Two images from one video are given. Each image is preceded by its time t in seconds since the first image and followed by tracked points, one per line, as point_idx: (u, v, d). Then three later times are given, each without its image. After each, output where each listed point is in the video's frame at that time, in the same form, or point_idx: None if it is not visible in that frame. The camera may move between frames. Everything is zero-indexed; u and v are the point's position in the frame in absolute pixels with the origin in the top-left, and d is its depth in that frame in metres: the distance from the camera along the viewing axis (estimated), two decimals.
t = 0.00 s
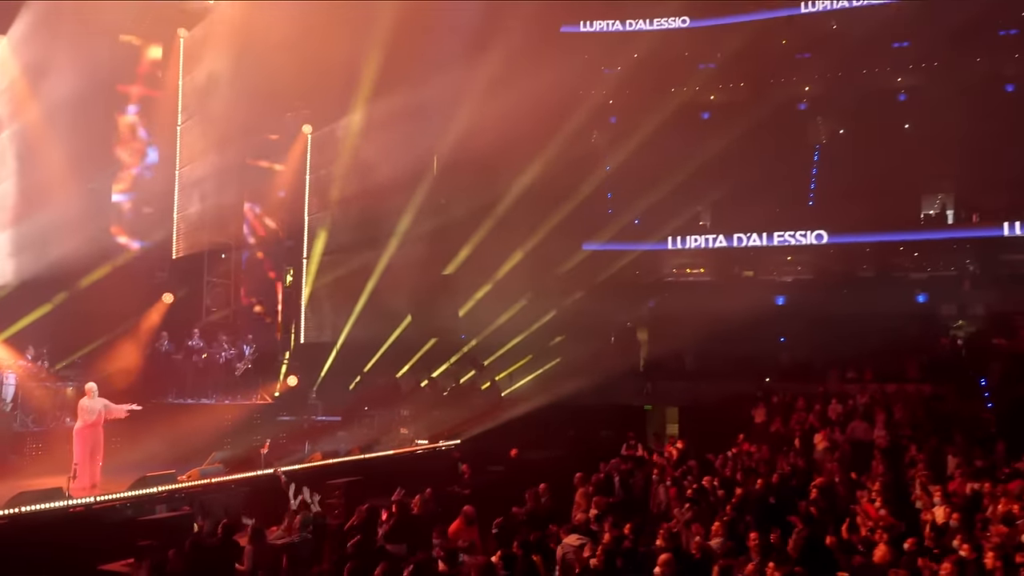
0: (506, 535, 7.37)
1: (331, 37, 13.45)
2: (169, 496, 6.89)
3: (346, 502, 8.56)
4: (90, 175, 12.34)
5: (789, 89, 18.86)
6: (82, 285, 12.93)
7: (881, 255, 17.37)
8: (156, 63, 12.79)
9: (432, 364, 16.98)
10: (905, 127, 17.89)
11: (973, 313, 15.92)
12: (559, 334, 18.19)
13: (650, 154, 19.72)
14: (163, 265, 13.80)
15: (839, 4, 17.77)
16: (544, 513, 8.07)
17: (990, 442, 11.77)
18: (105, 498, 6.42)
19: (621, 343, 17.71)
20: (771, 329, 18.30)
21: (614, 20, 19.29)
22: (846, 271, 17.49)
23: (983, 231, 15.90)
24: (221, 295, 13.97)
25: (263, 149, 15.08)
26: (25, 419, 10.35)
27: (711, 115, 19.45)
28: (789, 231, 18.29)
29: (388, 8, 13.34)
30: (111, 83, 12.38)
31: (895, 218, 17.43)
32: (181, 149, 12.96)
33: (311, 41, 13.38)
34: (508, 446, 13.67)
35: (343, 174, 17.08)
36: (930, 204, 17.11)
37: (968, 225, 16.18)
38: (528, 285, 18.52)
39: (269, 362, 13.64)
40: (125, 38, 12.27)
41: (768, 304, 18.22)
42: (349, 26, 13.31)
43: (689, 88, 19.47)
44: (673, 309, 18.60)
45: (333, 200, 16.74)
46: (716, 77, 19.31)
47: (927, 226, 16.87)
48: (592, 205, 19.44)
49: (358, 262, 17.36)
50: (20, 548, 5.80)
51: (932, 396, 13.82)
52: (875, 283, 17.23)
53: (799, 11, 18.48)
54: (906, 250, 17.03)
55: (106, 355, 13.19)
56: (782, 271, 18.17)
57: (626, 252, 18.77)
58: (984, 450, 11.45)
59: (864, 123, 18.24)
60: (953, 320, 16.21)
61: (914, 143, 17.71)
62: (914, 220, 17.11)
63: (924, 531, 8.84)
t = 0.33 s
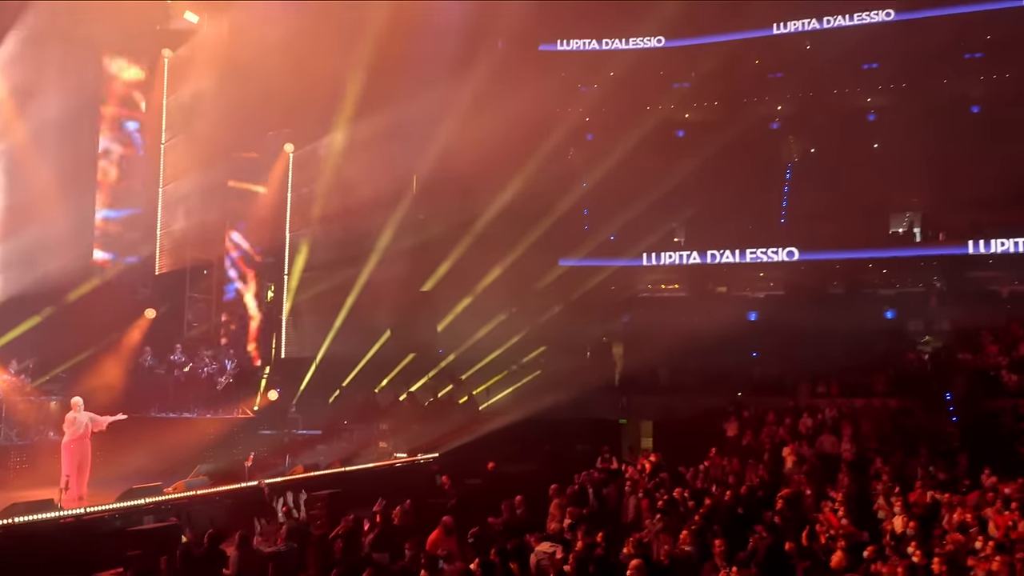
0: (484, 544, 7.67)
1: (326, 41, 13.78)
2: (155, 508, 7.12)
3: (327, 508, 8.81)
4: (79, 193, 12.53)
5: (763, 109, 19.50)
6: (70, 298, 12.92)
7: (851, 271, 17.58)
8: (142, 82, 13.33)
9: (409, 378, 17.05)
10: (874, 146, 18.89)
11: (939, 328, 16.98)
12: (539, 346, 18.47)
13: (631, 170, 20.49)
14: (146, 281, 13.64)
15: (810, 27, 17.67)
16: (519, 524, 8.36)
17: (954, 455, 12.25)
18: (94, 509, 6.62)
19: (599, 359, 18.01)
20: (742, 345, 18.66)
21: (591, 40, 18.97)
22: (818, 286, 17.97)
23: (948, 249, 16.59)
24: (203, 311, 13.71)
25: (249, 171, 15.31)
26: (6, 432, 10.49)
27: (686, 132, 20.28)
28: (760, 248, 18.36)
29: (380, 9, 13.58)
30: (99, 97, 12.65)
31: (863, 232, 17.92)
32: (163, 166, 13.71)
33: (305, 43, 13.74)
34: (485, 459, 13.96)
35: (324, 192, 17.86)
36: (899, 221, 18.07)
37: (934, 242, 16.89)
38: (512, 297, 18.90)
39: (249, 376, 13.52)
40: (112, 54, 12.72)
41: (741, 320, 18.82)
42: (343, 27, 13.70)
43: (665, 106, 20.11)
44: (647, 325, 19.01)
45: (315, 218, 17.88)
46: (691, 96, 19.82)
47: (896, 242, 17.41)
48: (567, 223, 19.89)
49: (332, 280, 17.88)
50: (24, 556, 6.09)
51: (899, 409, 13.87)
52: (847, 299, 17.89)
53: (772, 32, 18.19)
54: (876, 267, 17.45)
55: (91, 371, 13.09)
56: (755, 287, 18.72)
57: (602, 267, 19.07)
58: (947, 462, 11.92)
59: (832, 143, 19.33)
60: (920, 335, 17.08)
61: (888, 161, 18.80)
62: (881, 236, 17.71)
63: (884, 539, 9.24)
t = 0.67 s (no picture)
0: (464, 551, 7.94)
1: (322, 38, 14.21)
2: (145, 518, 7.36)
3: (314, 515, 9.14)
4: (61, 209, 13.23)
5: (740, 124, 21.17)
6: (61, 309, 13.34)
7: (825, 285, 18.27)
8: (126, 92, 13.53)
9: (389, 391, 17.13)
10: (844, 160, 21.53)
11: (909, 340, 17.62)
12: (521, 355, 18.62)
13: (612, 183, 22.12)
14: (131, 295, 13.48)
15: (785, 44, 18.00)
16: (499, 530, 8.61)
17: (922, 466, 12.62)
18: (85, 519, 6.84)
19: (579, 371, 18.30)
20: (717, 358, 18.94)
21: (569, 54, 19.25)
22: (794, 300, 18.68)
23: (920, 263, 17.27)
24: (186, 324, 13.05)
25: (228, 190, 15.63)
26: None
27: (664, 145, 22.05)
28: (736, 262, 18.74)
29: (374, 9, 14.01)
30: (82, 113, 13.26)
31: (838, 250, 18.57)
32: (150, 180, 13.27)
33: (295, 49, 14.11)
34: (465, 469, 14.25)
35: (309, 207, 17.99)
36: (872, 235, 19.66)
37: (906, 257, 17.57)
38: (495, 309, 19.16)
39: (232, 389, 13.48)
40: (97, 73, 13.36)
41: (717, 333, 19.23)
42: (337, 26, 14.16)
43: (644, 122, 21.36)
44: (625, 336, 19.42)
45: (299, 232, 18.20)
46: (668, 111, 20.57)
47: (867, 258, 18.07)
48: (546, 239, 20.51)
49: (316, 293, 17.87)
50: (24, 562, 6.33)
51: (871, 422, 14.21)
52: (822, 313, 18.49)
53: (748, 49, 18.47)
54: (849, 281, 18.17)
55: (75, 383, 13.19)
56: (731, 300, 19.43)
57: (582, 281, 19.47)
58: (915, 472, 12.33)
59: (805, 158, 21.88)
60: (892, 348, 17.63)
61: (861, 175, 21.63)
62: (850, 253, 18.39)
63: (851, 546, 9.56)
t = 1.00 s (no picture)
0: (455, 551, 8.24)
1: (316, 44, 15.53)
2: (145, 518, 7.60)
3: (308, 515, 9.41)
4: (58, 220, 12.74)
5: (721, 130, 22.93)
6: (60, 313, 13.23)
7: (806, 291, 19.74)
8: (117, 97, 12.69)
9: (379, 394, 17.07)
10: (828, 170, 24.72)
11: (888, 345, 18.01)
12: (510, 359, 19.01)
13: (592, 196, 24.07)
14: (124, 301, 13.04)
15: (769, 53, 18.79)
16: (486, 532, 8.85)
17: (898, 467, 12.98)
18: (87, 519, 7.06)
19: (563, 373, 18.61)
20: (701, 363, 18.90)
21: (557, 62, 20.33)
22: (775, 304, 19.80)
23: (900, 271, 18.61)
24: (178, 327, 13.39)
25: (223, 202, 15.97)
26: None
27: (647, 152, 24.51)
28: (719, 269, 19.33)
29: (367, 10, 15.81)
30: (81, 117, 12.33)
31: (820, 261, 20.34)
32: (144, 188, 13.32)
33: (291, 56, 15.23)
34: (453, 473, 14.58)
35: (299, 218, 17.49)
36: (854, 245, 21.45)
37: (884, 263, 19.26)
38: (482, 312, 19.76)
39: (223, 392, 14.37)
40: (93, 79, 12.61)
41: (701, 337, 19.80)
42: (335, 27, 15.60)
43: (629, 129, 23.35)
44: (609, 340, 20.02)
45: (291, 238, 17.39)
46: (656, 119, 23.07)
47: (844, 266, 19.61)
48: (534, 245, 21.89)
49: (308, 297, 17.53)
50: (27, 560, 6.56)
51: (850, 425, 14.65)
52: (803, 317, 19.29)
53: (732, 57, 19.38)
54: (829, 286, 19.67)
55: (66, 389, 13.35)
56: (714, 305, 20.53)
57: (570, 285, 20.63)
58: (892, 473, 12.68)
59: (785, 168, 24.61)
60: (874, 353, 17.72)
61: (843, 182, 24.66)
62: (834, 259, 20.07)
63: (826, 544, 9.86)
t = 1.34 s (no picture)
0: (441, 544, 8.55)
1: (304, 43, 15.05)
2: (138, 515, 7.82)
3: (296, 511, 9.66)
4: (49, 220, 12.60)
5: (702, 132, 23.35)
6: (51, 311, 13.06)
7: (782, 292, 20.26)
8: (105, 101, 13.12)
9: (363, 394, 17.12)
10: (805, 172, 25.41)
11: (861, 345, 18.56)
12: (492, 356, 19.28)
13: (574, 198, 24.39)
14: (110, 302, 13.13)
15: (747, 56, 19.49)
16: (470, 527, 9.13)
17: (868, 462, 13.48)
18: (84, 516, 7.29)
19: (543, 371, 18.90)
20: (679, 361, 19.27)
21: (538, 63, 20.46)
22: (752, 304, 20.36)
23: (873, 272, 18.95)
24: (165, 326, 14.00)
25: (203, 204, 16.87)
26: None
27: (628, 155, 24.87)
28: (698, 270, 19.58)
29: (354, 9, 15.08)
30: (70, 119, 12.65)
31: (794, 261, 20.78)
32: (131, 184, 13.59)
33: (278, 61, 14.98)
34: (436, 469, 14.87)
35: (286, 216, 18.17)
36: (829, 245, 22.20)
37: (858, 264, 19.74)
38: (465, 311, 20.13)
39: (208, 390, 14.82)
40: (84, 79, 12.93)
41: (678, 336, 20.30)
42: (324, 25, 14.83)
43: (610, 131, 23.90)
44: (588, 338, 20.45)
45: (277, 239, 18.07)
46: (637, 121, 23.51)
47: (820, 268, 19.96)
48: (516, 245, 22.07)
49: (295, 297, 18.14)
50: (28, 557, 6.77)
51: (822, 424, 15.08)
52: (776, 318, 19.87)
53: (709, 61, 19.97)
54: (804, 287, 20.12)
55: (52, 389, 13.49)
56: (692, 305, 20.96)
57: (552, 285, 20.98)
58: (863, 469, 13.08)
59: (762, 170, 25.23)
60: (846, 352, 18.38)
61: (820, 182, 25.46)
62: (809, 261, 20.60)
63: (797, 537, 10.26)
